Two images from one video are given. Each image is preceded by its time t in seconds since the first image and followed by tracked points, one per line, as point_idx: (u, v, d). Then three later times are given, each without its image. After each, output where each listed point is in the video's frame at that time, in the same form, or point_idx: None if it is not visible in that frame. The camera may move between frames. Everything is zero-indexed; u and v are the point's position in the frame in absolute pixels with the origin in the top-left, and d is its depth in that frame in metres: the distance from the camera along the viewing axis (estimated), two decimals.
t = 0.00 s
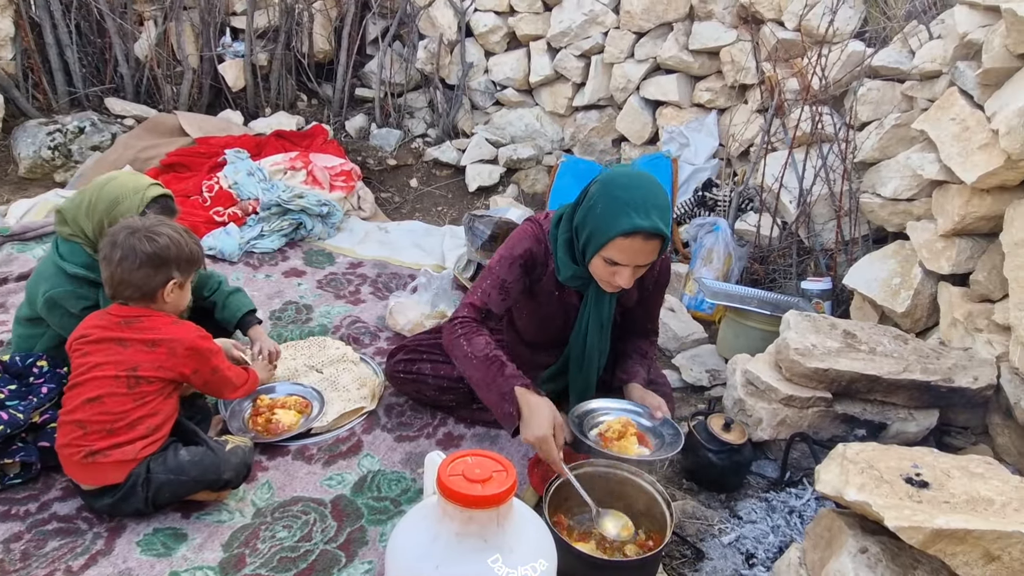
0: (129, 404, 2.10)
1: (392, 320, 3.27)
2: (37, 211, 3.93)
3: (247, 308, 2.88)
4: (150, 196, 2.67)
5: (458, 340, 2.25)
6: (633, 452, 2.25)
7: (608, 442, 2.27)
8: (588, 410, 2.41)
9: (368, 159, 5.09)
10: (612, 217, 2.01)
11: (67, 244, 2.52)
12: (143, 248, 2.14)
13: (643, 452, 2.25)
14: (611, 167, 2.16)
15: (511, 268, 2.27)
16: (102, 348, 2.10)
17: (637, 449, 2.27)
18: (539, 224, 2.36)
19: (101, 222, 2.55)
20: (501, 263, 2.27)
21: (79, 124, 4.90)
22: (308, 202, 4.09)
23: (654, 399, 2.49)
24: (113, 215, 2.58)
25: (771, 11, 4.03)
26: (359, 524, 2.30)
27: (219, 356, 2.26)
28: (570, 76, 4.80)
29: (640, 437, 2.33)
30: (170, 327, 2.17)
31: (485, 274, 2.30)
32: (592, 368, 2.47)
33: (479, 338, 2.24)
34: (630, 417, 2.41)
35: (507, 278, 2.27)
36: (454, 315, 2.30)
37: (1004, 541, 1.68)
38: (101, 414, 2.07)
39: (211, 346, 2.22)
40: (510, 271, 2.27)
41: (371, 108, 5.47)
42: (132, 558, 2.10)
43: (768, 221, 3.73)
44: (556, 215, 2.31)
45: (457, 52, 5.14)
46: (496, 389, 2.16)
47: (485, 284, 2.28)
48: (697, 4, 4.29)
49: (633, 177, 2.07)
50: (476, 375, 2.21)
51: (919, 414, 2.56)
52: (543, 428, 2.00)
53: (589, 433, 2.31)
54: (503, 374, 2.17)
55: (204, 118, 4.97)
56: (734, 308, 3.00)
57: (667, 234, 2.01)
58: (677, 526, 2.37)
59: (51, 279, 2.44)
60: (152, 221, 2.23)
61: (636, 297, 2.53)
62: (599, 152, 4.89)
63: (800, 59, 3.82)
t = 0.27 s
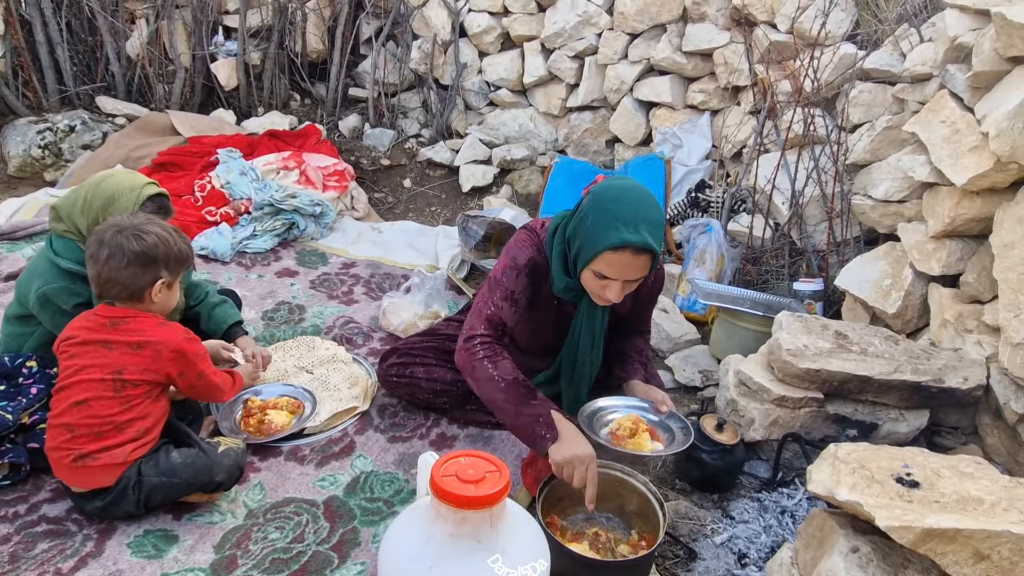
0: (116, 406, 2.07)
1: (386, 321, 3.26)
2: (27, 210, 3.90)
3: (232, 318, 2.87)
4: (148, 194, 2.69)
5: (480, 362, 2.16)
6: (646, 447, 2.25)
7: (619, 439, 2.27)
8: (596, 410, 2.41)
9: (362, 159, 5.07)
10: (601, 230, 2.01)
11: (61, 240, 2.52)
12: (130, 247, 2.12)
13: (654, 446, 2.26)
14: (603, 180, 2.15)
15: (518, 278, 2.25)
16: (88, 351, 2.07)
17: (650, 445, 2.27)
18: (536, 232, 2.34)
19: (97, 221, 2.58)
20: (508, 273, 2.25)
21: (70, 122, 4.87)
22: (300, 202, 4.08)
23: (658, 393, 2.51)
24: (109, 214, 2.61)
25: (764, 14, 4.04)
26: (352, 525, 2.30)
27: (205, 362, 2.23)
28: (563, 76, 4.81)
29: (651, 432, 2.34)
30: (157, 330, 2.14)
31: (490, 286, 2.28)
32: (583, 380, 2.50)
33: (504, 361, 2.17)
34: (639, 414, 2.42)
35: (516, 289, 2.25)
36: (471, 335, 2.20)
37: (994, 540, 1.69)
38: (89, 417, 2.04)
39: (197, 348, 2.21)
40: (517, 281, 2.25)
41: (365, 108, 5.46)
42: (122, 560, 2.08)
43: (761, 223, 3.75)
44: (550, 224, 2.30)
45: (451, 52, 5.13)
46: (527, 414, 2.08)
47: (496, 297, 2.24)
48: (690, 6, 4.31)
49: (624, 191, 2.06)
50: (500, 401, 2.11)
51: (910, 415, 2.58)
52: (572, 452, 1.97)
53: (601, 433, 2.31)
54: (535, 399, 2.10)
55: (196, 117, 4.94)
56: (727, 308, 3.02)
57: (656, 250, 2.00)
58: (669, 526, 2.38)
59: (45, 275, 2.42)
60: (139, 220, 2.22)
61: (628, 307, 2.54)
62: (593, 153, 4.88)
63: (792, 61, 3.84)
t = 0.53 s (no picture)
0: (96, 416, 2.03)
1: (382, 321, 3.26)
2: (21, 210, 3.89)
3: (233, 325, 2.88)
4: (151, 190, 2.69)
5: (442, 332, 2.11)
6: (647, 449, 2.27)
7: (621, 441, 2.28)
8: (597, 413, 2.43)
9: (358, 160, 5.05)
10: (600, 243, 1.99)
11: (54, 230, 2.53)
12: (105, 247, 2.05)
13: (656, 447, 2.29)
14: (604, 191, 2.14)
15: (507, 274, 2.23)
16: (64, 358, 2.01)
17: (652, 447, 2.29)
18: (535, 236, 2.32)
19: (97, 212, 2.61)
20: (498, 267, 2.23)
21: (65, 122, 4.85)
22: (297, 202, 4.07)
23: (658, 393, 2.53)
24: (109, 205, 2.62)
25: (760, 16, 4.06)
26: (347, 525, 2.29)
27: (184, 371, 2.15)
28: (560, 77, 4.81)
29: (652, 434, 2.36)
30: (132, 336, 2.05)
31: (476, 273, 2.23)
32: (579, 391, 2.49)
33: (466, 336, 2.13)
34: (639, 416, 2.45)
35: (501, 282, 2.22)
36: (439, 304, 2.15)
37: (988, 540, 1.70)
38: (71, 427, 2.02)
39: (171, 358, 2.12)
40: (505, 277, 2.22)
41: (361, 108, 5.45)
42: (117, 562, 2.07)
43: (756, 224, 3.76)
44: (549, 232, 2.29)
45: (447, 53, 5.13)
46: (480, 389, 2.03)
47: (478, 281, 2.20)
48: (687, 8, 4.31)
49: (625, 203, 2.05)
50: (453, 370, 2.06)
51: (905, 415, 2.59)
52: (532, 426, 1.97)
53: (601, 434, 2.33)
54: (490, 377, 2.06)
55: (192, 116, 4.93)
56: (723, 309, 3.03)
57: (655, 264, 1.99)
58: (665, 527, 2.38)
59: (30, 264, 2.42)
60: (115, 220, 2.15)
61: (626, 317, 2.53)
62: (589, 154, 4.89)
63: (788, 63, 3.85)
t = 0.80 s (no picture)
0: (85, 426, 2.00)
1: (381, 322, 3.26)
2: (20, 210, 3.88)
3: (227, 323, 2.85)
4: (143, 181, 2.68)
5: (446, 326, 2.08)
6: (647, 451, 2.27)
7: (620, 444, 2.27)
8: (596, 415, 2.43)
9: (357, 160, 5.06)
10: (603, 251, 1.99)
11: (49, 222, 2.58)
12: (84, 252, 1.97)
13: (655, 450, 2.28)
14: (608, 200, 2.15)
15: (513, 276, 2.24)
16: (46, 369, 1.96)
17: (652, 450, 2.29)
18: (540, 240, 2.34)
19: (91, 203, 2.64)
20: (505, 268, 2.23)
21: (64, 122, 4.85)
22: (296, 202, 4.06)
23: (658, 396, 2.53)
24: (101, 196, 2.63)
25: (759, 17, 4.06)
26: (346, 526, 2.29)
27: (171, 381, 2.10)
28: (559, 78, 4.82)
29: (652, 436, 2.35)
30: (116, 345, 1.99)
31: (484, 271, 2.23)
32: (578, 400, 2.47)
33: (469, 333, 2.09)
34: (639, 419, 2.45)
35: (507, 283, 2.22)
36: (446, 299, 2.13)
37: (986, 541, 1.70)
38: (61, 438, 1.99)
39: (157, 365, 2.06)
40: (512, 278, 2.24)
41: (360, 108, 5.45)
42: (115, 562, 2.07)
43: (756, 224, 3.77)
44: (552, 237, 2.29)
45: (447, 53, 5.13)
46: (478, 389, 1.98)
47: (485, 280, 2.19)
48: (686, 9, 4.31)
49: (629, 213, 2.06)
50: (452, 366, 2.01)
51: (903, 416, 2.59)
52: (529, 434, 1.94)
53: (600, 437, 2.32)
54: (487, 378, 2.02)
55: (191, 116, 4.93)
56: (722, 310, 3.03)
57: (656, 274, 1.99)
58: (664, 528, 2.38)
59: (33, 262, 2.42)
60: (97, 222, 2.06)
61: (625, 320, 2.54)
62: (588, 155, 4.89)
63: (787, 64, 3.86)
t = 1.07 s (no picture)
0: (81, 433, 1.99)
1: (381, 322, 3.26)
2: (20, 210, 3.89)
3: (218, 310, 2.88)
4: (138, 173, 2.66)
5: (450, 330, 2.09)
6: (649, 452, 2.28)
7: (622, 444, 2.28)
8: (598, 415, 2.44)
9: (358, 161, 5.07)
10: (608, 258, 2.00)
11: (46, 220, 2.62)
12: (73, 256, 1.90)
13: (658, 450, 2.29)
14: (613, 208, 2.15)
15: (516, 280, 2.23)
16: (39, 376, 1.93)
17: (654, 451, 2.29)
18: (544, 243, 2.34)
19: (88, 196, 2.64)
20: (507, 271, 2.22)
21: (64, 122, 4.86)
22: (296, 203, 4.06)
23: (659, 397, 2.53)
24: (97, 188, 2.63)
25: (759, 18, 4.06)
26: (346, 527, 2.29)
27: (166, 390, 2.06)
28: (560, 79, 4.82)
29: (654, 437, 2.36)
30: (106, 354, 1.94)
31: (486, 275, 2.21)
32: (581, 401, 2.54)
33: (474, 334, 2.11)
34: (641, 420, 2.45)
35: (509, 288, 2.21)
36: (448, 303, 2.13)
37: (987, 542, 1.70)
38: (59, 444, 1.99)
39: (148, 374, 2.01)
40: (515, 282, 2.23)
41: (361, 109, 5.46)
42: (115, 563, 2.07)
43: (756, 225, 3.77)
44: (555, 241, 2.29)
45: (447, 54, 5.14)
46: (488, 391, 2.04)
47: (488, 284, 2.18)
48: (686, 10, 4.32)
49: (634, 222, 2.07)
50: (461, 373, 2.06)
51: (903, 417, 2.59)
52: (534, 437, 1.98)
53: (603, 437, 2.33)
54: (498, 376, 2.07)
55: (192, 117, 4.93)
56: (722, 311, 3.03)
57: (660, 283, 2.00)
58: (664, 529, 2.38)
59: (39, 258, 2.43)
60: (88, 224, 1.98)
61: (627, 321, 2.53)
62: (589, 156, 4.89)
63: (787, 65, 3.86)
